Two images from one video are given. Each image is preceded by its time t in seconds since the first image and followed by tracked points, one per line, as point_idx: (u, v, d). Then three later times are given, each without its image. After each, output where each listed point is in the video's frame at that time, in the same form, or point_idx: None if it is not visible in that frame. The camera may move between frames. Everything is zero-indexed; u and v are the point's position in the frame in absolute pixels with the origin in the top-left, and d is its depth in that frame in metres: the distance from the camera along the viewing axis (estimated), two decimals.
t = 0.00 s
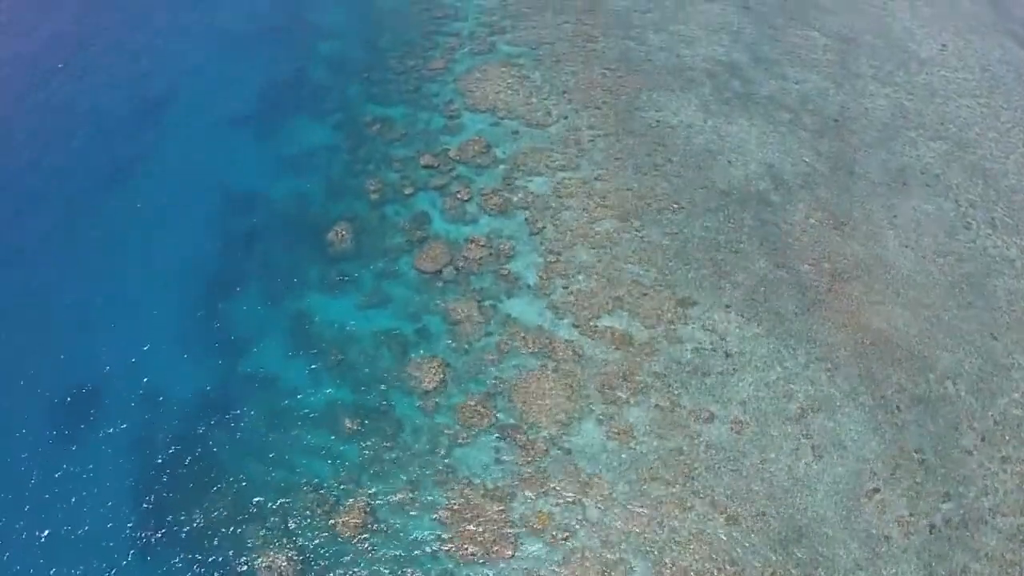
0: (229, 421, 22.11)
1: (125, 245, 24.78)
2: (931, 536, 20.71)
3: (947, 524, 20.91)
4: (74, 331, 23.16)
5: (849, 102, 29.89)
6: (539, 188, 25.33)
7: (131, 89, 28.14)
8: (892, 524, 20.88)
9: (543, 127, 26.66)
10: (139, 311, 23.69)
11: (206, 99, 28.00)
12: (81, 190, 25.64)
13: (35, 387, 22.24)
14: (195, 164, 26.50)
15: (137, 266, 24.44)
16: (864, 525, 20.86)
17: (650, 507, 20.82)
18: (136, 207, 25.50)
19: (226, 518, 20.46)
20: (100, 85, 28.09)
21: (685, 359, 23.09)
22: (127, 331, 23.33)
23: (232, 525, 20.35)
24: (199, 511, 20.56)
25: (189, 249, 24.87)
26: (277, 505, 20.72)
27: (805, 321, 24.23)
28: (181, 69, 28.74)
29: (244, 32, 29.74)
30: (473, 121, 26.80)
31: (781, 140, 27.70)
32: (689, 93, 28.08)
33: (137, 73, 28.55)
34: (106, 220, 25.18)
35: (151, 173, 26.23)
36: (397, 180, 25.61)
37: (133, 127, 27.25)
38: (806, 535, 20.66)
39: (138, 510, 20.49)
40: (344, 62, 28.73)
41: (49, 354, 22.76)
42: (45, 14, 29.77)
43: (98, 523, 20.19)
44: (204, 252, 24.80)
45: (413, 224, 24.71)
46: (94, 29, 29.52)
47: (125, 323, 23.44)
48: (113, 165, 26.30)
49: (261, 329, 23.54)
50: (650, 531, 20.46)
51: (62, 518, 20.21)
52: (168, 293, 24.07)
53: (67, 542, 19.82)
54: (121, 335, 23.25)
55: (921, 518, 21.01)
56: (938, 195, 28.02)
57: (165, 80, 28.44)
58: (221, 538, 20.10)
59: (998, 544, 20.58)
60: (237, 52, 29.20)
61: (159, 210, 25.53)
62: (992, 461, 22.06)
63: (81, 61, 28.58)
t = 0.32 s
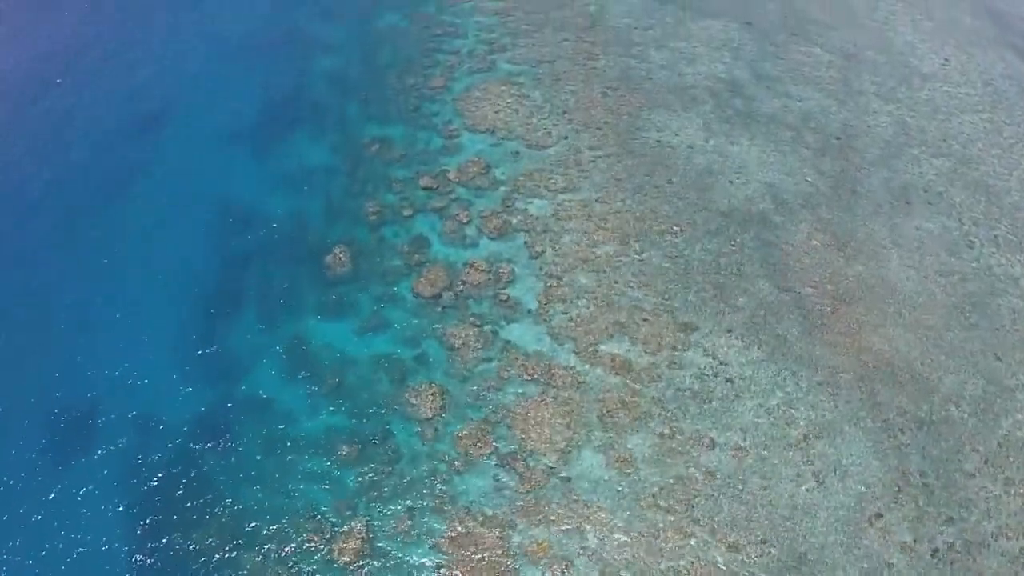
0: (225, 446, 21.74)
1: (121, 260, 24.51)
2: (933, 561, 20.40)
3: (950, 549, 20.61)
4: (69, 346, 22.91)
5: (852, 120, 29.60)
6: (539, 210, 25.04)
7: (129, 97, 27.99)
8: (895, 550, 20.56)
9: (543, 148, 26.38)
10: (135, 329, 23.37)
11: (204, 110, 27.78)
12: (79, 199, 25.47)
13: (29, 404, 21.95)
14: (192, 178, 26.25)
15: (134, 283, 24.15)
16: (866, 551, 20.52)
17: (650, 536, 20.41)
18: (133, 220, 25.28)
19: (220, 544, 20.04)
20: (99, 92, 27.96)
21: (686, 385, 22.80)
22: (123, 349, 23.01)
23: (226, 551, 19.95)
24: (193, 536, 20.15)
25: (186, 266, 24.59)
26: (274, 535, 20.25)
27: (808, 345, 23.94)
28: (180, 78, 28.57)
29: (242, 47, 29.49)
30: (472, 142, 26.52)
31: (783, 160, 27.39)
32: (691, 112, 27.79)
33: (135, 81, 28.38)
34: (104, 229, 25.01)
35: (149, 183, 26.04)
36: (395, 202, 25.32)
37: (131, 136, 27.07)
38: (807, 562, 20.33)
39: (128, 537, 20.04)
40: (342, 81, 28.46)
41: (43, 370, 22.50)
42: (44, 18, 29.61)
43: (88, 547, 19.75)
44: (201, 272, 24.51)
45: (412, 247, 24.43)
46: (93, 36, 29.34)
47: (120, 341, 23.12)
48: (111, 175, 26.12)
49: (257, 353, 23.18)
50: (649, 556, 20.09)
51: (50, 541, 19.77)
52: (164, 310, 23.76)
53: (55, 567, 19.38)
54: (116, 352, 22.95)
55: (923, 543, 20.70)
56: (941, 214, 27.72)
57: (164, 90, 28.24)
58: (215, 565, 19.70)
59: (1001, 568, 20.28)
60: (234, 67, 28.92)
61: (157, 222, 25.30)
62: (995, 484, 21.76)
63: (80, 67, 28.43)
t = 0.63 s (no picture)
0: (224, 473, 21.20)
1: (117, 275, 24.28)
2: None
3: None
4: (66, 355, 22.73)
5: (855, 140, 29.33)
6: (539, 235, 24.70)
7: (134, 105, 28.02)
8: None
9: (544, 171, 26.06)
10: (131, 351, 23.01)
11: (205, 123, 27.79)
12: (80, 204, 25.45)
13: (26, 413, 21.71)
14: (190, 193, 26.10)
15: (130, 301, 23.84)
16: None
17: (650, 568, 19.77)
18: (132, 234, 25.10)
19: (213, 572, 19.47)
20: (102, 98, 28.04)
21: (688, 414, 22.35)
22: (119, 371, 22.65)
23: None
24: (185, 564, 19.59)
25: (184, 288, 24.25)
26: (270, 564, 19.72)
27: (812, 371, 23.54)
28: (182, 88, 28.68)
29: (242, 65, 29.39)
30: (471, 164, 26.21)
31: (786, 182, 27.08)
32: (692, 133, 27.52)
33: (138, 89, 28.48)
34: (103, 236, 24.95)
35: (150, 191, 26.01)
36: (394, 226, 24.99)
37: (133, 143, 27.09)
38: None
39: (117, 564, 19.46)
40: (341, 102, 28.20)
41: (41, 379, 22.30)
42: (48, 24, 29.79)
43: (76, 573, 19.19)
44: (198, 294, 24.15)
45: (411, 272, 24.09)
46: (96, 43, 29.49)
47: (116, 362, 22.79)
48: (111, 182, 26.09)
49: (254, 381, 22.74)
50: None
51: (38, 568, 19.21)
52: (161, 332, 23.40)
53: None
54: (111, 373, 22.59)
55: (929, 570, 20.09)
56: (945, 234, 27.40)
57: (166, 100, 28.30)
58: None
59: None
60: (234, 86, 28.82)
61: (155, 237, 25.11)
62: (1000, 507, 21.24)
63: (82, 72, 28.54)
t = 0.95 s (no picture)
0: (224, 502, 20.63)
1: (115, 286, 23.97)
2: None
3: None
4: (63, 364, 22.40)
5: (858, 157, 29.03)
6: (540, 258, 24.39)
7: (139, 107, 27.97)
8: None
9: (544, 192, 25.77)
10: (128, 372, 22.53)
11: (205, 130, 27.63)
12: (81, 207, 25.31)
13: (22, 419, 21.38)
14: (190, 203, 25.84)
15: (125, 317, 23.42)
16: None
17: None
18: (130, 244, 24.78)
19: None
20: (104, 100, 27.98)
21: (690, 441, 21.97)
22: (114, 391, 22.18)
23: None
24: None
25: (182, 307, 23.81)
26: None
27: (814, 396, 23.17)
28: (183, 92, 28.58)
29: (241, 78, 29.12)
30: (471, 185, 25.92)
31: (789, 203, 26.79)
32: (695, 153, 27.26)
33: (140, 91, 28.42)
34: (105, 239, 24.79)
35: (152, 194, 25.90)
36: (393, 248, 24.70)
37: (134, 146, 26.97)
38: None
39: None
40: (340, 119, 27.92)
41: (36, 387, 21.97)
42: (49, 26, 29.77)
43: None
44: (196, 315, 23.72)
45: (409, 296, 23.79)
46: (98, 45, 29.47)
47: (110, 381, 22.32)
48: (113, 184, 25.95)
49: (252, 404, 22.28)
50: None
51: None
52: (160, 354, 22.95)
53: None
54: (106, 393, 22.11)
55: None
56: (948, 254, 27.10)
57: (168, 104, 28.17)
58: None
59: None
60: (232, 98, 28.54)
61: (153, 249, 24.79)
62: (1002, 530, 20.91)
63: (85, 74, 28.52)
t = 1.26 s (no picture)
0: (216, 529, 20.23)
1: (114, 304, 23.86)
2: None
3: None
4: (61, 372, 22.47)
5: (861, 177, 28.71)
6: (539, 284, 24.04)
7: (142, 115, 28.31)
8: None
9: (544, 216, 25.46)
10: (124, 397, 22.23)
11: (207, 145, 27.74)
12: (85, 214, 25.56)
13: (21, 423, 21.56)
14: (189, 216, 25.92)
15: (122, 337, 23.24)
16: None
17: None
18: (130, 260, 24.80)
19: None
20: (108, 108, 28.30)
21: (692, 470, 21.60)
22: (109, 415, 21.87)
23: None
24: None
25: (179, 332, 23.53)
26: None
27: (818, 425, 22.69)
28: (188, 103, 28.86)
29: (241, 99, 29.09)
30: (470, 209, 25.62)
31: (792, 226, 26.48)
32: (697, 175, 26.98)
33: (146, 101, 28.74)
34: (106, 246, 24.99)
35: (154, 203, 26.15)
36: (391, 273, 24.39)
37: (138, 154, 27.23)
38: None
39: None
40: (338, 141, 27.71)
41: (34, 397, 21.98)
42: (58, 35, 30.04)
43: None
44: (193, 340, 23.42)
45: (408, 322, 23.48)
46: (106, 55, 29.83)
47: (104, 403, 22.05)
48: (119, 193, 26.23)
49: (249, 432, 21.91)
50: None
51: None
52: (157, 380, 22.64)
53: None
54: (102, 416, 21.81)
55: None
56: (953, 274, 26.67)
57: (172, 116, 28.43)
58: None
59: None
60: (233, 117, 28.52)
61: (152, 268, 24.72)
62: (1006, 554, 20.60)
63: (92, 83, 28.87)
